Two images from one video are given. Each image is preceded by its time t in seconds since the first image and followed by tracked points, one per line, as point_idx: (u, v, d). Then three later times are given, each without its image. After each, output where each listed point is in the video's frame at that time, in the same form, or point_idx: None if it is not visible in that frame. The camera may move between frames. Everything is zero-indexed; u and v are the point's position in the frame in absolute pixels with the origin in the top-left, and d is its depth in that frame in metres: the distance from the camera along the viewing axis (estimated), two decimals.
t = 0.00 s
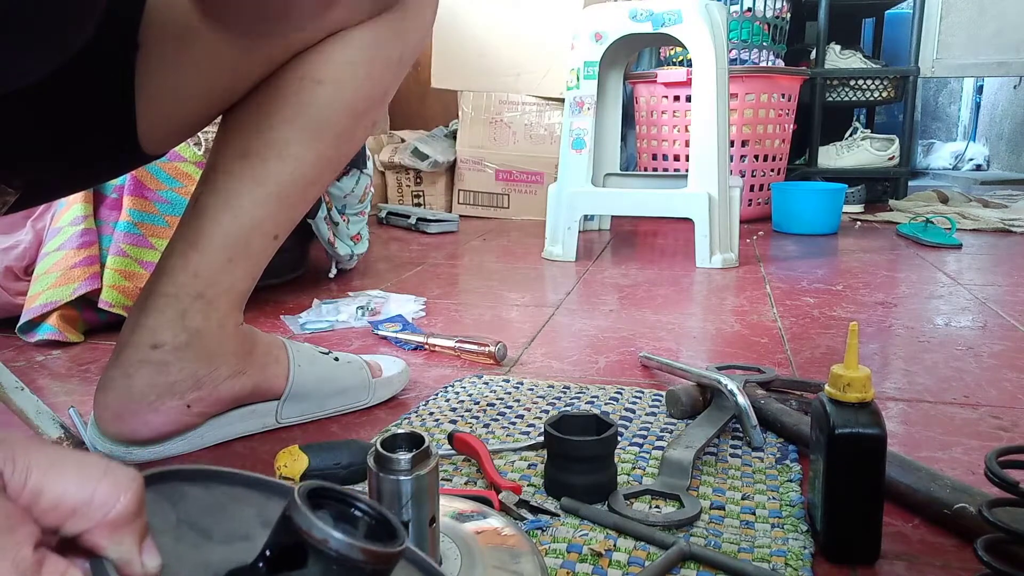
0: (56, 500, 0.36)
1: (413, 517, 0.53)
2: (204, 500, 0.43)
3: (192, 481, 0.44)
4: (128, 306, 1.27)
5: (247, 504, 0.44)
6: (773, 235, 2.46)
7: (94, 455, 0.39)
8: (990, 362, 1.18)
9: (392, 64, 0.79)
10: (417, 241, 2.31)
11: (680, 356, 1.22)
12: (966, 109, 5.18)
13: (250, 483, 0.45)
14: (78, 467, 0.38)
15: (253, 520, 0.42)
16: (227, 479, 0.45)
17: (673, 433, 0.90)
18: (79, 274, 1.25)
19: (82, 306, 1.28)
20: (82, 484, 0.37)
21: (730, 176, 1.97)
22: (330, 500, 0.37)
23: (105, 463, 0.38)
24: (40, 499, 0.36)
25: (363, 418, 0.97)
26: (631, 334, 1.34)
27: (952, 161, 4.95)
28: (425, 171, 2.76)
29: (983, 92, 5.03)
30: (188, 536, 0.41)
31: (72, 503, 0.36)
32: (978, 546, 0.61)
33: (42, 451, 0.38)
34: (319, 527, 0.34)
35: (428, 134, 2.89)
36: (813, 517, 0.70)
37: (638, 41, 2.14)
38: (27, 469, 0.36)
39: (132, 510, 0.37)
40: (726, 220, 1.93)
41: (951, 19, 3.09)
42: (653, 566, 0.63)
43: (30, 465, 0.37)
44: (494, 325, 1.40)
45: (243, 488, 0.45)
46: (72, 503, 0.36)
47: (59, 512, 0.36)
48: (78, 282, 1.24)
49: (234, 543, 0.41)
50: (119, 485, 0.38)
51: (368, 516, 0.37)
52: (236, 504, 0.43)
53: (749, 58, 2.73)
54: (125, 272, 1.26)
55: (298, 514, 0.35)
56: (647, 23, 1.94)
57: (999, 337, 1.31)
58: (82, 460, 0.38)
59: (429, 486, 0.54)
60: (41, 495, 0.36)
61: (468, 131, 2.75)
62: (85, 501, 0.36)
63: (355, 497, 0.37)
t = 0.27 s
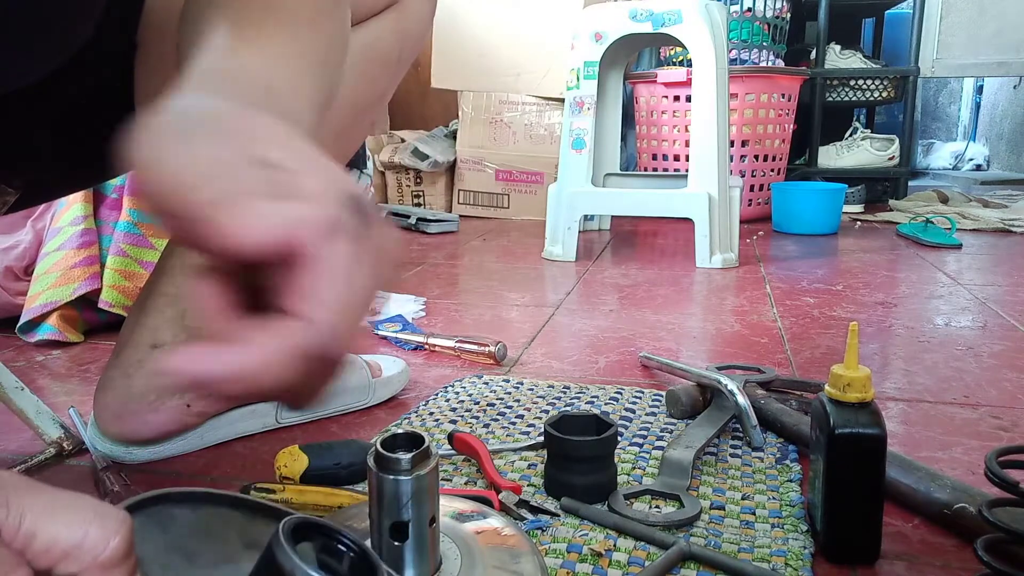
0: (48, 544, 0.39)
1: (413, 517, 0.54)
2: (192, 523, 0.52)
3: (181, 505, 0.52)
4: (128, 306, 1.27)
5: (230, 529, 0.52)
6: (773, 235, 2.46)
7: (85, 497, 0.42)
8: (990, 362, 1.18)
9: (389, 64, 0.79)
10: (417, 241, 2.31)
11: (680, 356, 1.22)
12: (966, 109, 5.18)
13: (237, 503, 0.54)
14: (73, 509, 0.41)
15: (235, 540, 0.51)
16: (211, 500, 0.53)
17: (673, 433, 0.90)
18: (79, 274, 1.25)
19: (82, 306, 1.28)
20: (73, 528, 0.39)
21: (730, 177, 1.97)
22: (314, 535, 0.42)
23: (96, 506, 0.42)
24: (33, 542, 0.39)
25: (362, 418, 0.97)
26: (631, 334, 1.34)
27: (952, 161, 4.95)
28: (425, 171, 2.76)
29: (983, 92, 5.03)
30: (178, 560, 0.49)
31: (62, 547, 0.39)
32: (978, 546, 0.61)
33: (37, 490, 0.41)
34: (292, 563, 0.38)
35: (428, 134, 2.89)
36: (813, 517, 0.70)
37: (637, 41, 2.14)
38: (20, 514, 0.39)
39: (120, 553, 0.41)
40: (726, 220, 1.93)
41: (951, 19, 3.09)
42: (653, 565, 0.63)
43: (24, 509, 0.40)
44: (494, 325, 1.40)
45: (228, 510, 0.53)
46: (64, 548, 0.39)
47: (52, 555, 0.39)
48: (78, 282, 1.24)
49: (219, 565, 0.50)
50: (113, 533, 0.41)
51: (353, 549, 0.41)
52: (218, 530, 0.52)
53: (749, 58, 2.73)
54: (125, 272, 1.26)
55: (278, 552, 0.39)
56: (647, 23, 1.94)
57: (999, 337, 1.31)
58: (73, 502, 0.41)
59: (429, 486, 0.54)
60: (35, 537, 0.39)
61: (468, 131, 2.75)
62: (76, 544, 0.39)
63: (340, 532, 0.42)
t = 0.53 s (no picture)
0: (52, 544, 0.39)
1: (413, 517, 0.54)
2: (201, 519, 0.52)
3: (186, 502, 0.53)
4: (129, 306, 1.27)
5: (235, 522, 0.52)
6: (773, 235, 2.46)
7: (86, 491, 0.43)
8: (990, 362, 1.18)
9: (390, 64, 0.78)
10: (417, 241, 2.31)
11: (680, 356, 1.22)
12: (966, 109, 5.18)
13: (243, 500, 0.54)
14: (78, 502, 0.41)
15: (243, 537, 0.51)
16: (219, 496, 0.54)
17: (673, 433, 0.90)
18: (79, 274, 1.25)
19: (82, 306, 1.28)
20: (77, 526, 0.40)
21: (730, 177, 1.97)
22: (319, 532, 0.42)
23: (101, 504, 0.42)
24: (37, 543, 0.39)
25: (363, 418, 0.97)
26: (631, 334, 1.34)
27: (952, 161, 4.95)
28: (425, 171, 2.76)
29: (983, 92, 5.02)
30: (184, 555, 0.49)
31: (68, 545, 0.39)
32: (978, 547, 0.61)
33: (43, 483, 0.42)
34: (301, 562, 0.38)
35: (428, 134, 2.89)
36: (813, 517, 0.70)
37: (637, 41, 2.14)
38: (24, 513, 0.39)
39: (123, 553, 0.41)
40: (726, 220, 1.93)
41: (951, 19, 3.09)
42: (653, 566, 0.63)
43: (26, 509, 0.40)
44: (494, 325, 1.40)
45: (235, 506, 0.54)
46: (68, 547, 0.39)
47: (56, 555, 0.39)
48: (78, 282, 1.24)
49: (227, 561, 0.48)
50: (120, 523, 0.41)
51: (359, 548, 0.41)
52: (223, 524, 0.52)
53: (749, 58, 2.73)
54: (126, 272, 1.26)
55: (285, 550, 0.39)
56: (647, 23, 1.94)
57: (999, 337, 1.31)
58: (75, 499, 0.41)
59: (429, 486, 0.54)
60: (37, 538, 0.39)
61: (468, 131, 2.75)
62: (79, 544, 0.40)
63: (346, 530, 0.42)
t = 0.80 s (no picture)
0: (39, 550, 0.39)
1: (413, 517, 0.54)
2: (194, 521, 0.52)
3: (179, 506, 0.53)
4: (128, 306, 1.27)
5: (229, 525, 0.52)
6: (773, 235, 2.46)
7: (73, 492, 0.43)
8: (990, 362, 1.18)
9: (393, 63, 0.79)
10: (417, 241, 2.31)
11: (681, 356, 1.22)
12: (966, 109, 5.18)
13: (237, 503, 0.54)
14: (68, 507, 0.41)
15: (236, 541, 0.51)
16: (213, 499, 0.54)
17: (672, 433, 0.90)
18: (79, 274, 1.25)
19: (82, 306, 1.28)
20: (66, 530, 0.40)
21: (730, 177, 1.97)
22: (312, 539, 0.42)
23: (90, 508, 0.42)
24: (23, 549, 0.39)
25: (363, 418, 0.97)
26: (631, 334, 1.34)
27: (952, 161, 4.96)
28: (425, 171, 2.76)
29: (983, 91, 5.02)
30: (175, 559, 0.49)
31: (56, 551, 0.39)
32: (978, 547, 0.61)
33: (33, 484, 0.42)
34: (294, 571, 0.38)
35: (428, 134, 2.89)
36: (813, 517, 0.70)
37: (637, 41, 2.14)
38: (11, 518, 0.39)
39: (112, 558, 0.41)
40: (726, 221, 1.93)
41: (951, 19, 3.09)
42: (653, 566, 0.63)
43: (14, 513, 0.40)
44: (494, 325, 1.40)
45: (229, 509, 0.54)
46: (56, 553, 0.39)
47: (43, 561, 0.39)
48: (78, 282, 1.24)
49: (220, 565, 0.49)
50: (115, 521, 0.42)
51: (353, 555, 0.41)
52: (217, 527, 0.52)
53: (749, 58, 2.73)
54: (125, 272, 1.26)
55: (276, 556, 0.39)
56: (647, 23, 1.94)
57: (999, 337, 1.31)
58: (62, 503, 0.41)
59: (429, 486, 0.54)
60: (25, 543, 0.39)
61: (468, 131, 2.75)
62: (68, 550, 0.40)
63: (340, 537, 0.42)
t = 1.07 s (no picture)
0: (37, 554, 0.40)
1: (413, 517, 0.54)
2: (194, 523, 0.52)
3: (181, 507, 0.53)
4: (128, 306, 1.27)
5: (230, 527, 0.52)
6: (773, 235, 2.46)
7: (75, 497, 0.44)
8: (990, 362, 1.18)
9: (394, 63, 0.79)
10: (417, 241, 2.32)
11: (681, 356, 1.22)
12: (966, 109, 5.17)
13: (239, 505, 0.54)
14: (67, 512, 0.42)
15: (236, 543, 0.51)
16: (215, 501, 0.54)
17: (673, 433, 0.90)
18: (79, 274, 1.25)
19: (82, 306, 1.28)
20: (64, 536, 0.41)
21: (730, 177, 1.97)
22: (314, 542, 0.42)
23: (87, 513, 0.43)
24: (22, 554, 0.40)
25: (362, 418, 0.97)
26: (631, 334, 1.34)
27: (952, 161, 4.96)
28: (425, 171, 2.76)
29: (983, 91, 5.02)
30: (176, 561, 0.49)
31: (54, 555, 0.40)
32: (978, 547, 0.61)
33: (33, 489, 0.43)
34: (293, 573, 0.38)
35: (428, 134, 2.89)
36: (813, 517, 0.70)
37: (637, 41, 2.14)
38: (9, 523, 0.40)
39: (111, 560, 0.42)
40: (726, 221, 1.93)
41: (951, 19, 3.09)
42: (653, 566, 0.63)
43: (12, 519, 0.40)
44: (494, 325, 1.40)
45: (230, 511, 0.54)
46: (54, 557, 0.40)
47: (42, 565, 0.40)
48: (78, 282, 1.24)
49: (220, 568, 0.49)
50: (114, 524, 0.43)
51: (354, 559, 0.41)
52: (219, 529, 0.52)
53: (749, 58, 2.73)
54: (125, 272, 1.26)
55: (276, 558, 0.39)
56: (647, 23, 1.94)
57: (999, 337, 1.31)
58: (61, 509, 0.42)
59: (429, 486, 0.54)
60: (23, 548, 0.40)
61: (468, 131, 2.75)
62: (66, 554, 0.40)
63: (341, 540, 0.42)
